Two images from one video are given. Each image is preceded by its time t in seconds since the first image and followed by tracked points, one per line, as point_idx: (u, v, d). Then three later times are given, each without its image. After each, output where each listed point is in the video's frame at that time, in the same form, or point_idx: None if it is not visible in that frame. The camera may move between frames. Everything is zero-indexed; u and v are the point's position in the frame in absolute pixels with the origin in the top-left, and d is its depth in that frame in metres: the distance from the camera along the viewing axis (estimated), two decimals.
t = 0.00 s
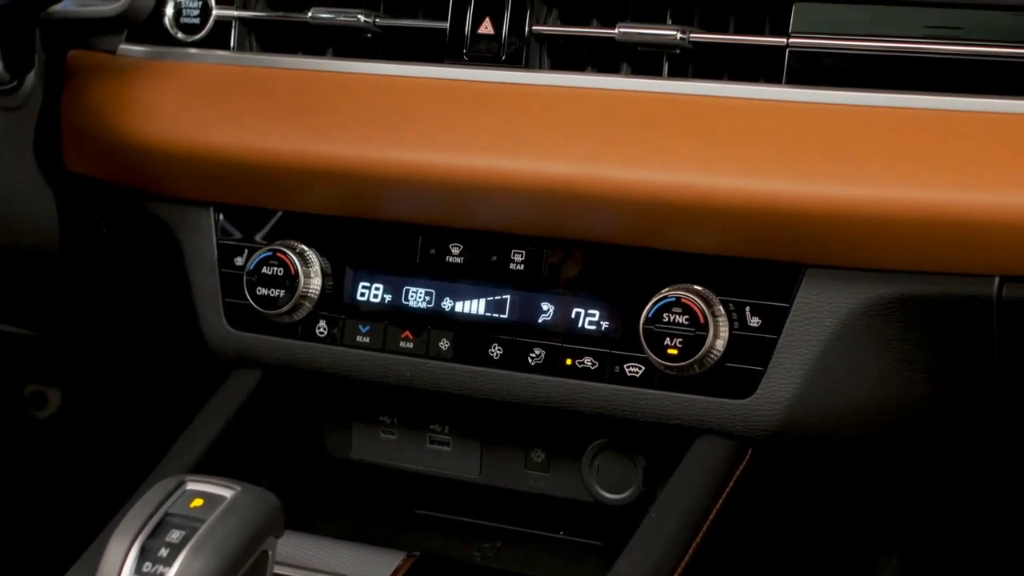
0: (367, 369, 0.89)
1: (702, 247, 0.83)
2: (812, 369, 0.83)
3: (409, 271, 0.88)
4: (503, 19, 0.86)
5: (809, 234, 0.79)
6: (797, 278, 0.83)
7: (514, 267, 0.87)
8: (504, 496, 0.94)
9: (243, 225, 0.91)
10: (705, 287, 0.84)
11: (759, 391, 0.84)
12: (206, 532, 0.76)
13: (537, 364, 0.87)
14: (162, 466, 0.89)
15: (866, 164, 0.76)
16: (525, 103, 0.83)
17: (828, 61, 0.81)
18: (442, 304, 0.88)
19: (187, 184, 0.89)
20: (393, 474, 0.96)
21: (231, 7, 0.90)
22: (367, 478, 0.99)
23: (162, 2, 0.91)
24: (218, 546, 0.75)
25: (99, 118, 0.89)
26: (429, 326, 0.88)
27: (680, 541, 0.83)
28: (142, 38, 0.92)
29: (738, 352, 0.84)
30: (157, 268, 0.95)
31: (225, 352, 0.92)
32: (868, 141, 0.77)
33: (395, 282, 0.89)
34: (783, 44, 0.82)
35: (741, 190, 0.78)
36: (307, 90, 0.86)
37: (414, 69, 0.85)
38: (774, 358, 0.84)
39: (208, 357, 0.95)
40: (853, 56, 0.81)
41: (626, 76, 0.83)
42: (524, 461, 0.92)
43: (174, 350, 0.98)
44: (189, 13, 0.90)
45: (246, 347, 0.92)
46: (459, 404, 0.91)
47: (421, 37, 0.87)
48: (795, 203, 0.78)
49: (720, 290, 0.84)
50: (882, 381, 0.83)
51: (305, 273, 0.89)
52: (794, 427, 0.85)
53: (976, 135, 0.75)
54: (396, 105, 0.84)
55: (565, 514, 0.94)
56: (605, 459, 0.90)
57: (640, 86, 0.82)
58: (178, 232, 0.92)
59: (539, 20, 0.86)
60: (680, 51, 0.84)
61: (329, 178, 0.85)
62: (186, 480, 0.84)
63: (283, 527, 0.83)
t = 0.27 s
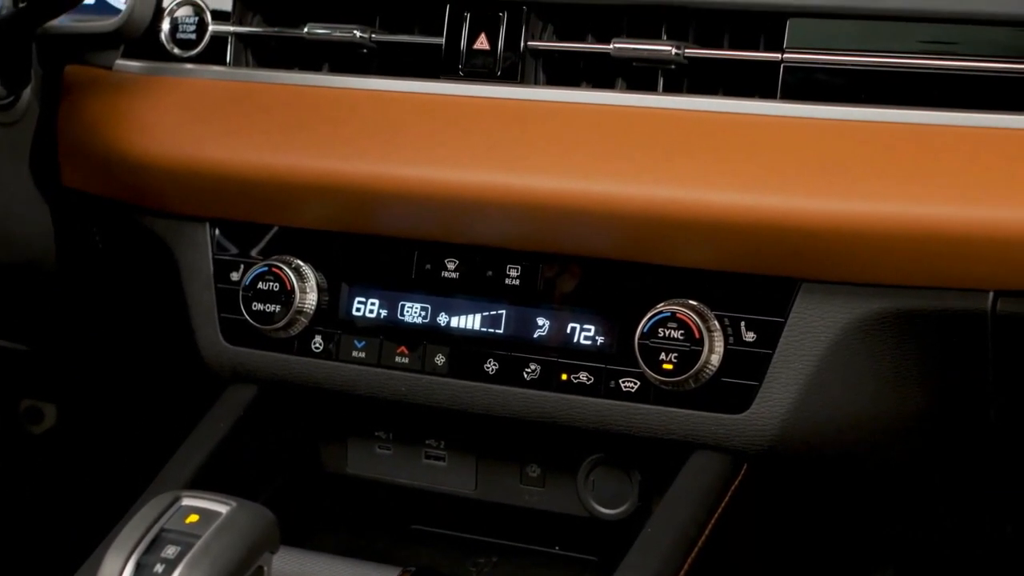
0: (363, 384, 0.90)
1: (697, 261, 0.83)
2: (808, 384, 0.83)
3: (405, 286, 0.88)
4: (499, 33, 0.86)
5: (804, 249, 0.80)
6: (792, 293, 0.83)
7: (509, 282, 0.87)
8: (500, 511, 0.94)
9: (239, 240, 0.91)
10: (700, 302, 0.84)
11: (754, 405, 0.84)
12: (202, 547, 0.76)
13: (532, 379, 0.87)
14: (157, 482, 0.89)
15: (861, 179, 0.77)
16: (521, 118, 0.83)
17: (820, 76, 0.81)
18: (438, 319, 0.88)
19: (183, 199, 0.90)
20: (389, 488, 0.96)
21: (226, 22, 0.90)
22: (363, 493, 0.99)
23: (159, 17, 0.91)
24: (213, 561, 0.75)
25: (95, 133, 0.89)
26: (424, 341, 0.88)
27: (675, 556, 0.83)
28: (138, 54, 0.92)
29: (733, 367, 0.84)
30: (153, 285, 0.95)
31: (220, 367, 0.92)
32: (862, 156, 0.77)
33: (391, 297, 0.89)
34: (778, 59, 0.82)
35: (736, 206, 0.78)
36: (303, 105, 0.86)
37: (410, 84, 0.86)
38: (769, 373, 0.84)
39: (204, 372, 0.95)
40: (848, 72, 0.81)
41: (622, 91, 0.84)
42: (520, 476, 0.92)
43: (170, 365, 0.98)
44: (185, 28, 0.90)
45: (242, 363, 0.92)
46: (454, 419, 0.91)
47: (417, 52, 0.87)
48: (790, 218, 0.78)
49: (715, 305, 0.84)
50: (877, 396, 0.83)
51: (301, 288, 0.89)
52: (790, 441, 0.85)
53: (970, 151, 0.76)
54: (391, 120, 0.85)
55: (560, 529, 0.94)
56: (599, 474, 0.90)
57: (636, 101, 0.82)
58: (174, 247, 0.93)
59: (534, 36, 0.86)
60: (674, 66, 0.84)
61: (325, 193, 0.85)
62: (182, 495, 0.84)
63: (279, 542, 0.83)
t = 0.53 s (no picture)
0: (360, 397, 0.90)
1: (693, 274, 0.83)
2: (804, 397, 0.84)
3: (401, 299, 0.89)
4: (495, 46, 0.86)
5: (800, 262, 0.80)
6: (788, 306, 0.83)
7: (505, 295, 0.87)
8: (497, 524, 0.94)
9: (236, 254, 0.92)
10: (696, 314, 0.85)
11: (750, 418, 0.84)
12: (198, 560, 0.76)
13: (529, 392, 0.87)
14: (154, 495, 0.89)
15: (856, 192, 0.77)
16: (517, 131, 0.83)
17: (814, 89, 0.81)
18: (434, 332, 0.88)
19: (180, 212, 0.90)
20: (386, 500, 0.96)
21: (223, 35, 0.90)
22: (360, 505, 0.99)
23: (155, 31, 0.91)
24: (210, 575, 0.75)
25: (92, 147, 0.89)
26: (421, 354, 0.88)
27: (672, 569, 0.83)
28: (135, 67, 0.92)
29: (729, 380, 0.84)
30: (150, 299, 0.96)
31: (217, 381, 0.92)
32: (858, 169, 0.77)
33: (388, 310, 0.89)
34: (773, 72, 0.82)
35: (731, 219, 0.79)
36: (300, 118, 0.86)
37: (407, 97, 0.86)
38: (765, 385, 0.84)
39: (201, 385, 0.95)
40: (840, 84, 0.81)
41: (618, 104, 0.84)
42: (516, 489, 0.92)
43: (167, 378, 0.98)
44: (182, 42, 0.91)
45: (239, 376, 0.92)
46: (451, 432, 0.91)
47: (413, 65, 0.88)
48: (786, 231, 0.78)
49: (711, 318, 0.85)
50: (873, 409, 0.84)
51: (298, 301, 0.89)
52: (786, 454, 0.85)
53: (965, 165, 0.76)
54: (388, 133, 0.85)
55: (557, 542, 0.94)
56: (596, 488, 0.90)
57: (632, 114, 0.83)
58: (170, 260, 0.93)
59: (530, 49, 0.86)
60: (671, 79, 0.84)
61: (321, 207, 0.85)
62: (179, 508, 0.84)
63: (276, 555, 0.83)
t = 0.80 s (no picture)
0: (356, 410, 0.90)
1: (689, 288, 0.83)
2: (800, 410, 0.84)
3: (398, 312, 0.89)
4: (492, 60, 0.86)
5: (795, 276, 0.80)
6: (785, 319, 0.83)
7: (502, 309, 0.87)
8: (493, 537, 0.94)
9: (232, 267, 0.92)
10: (692, 327, 0.85)
11: (747, 431, 0.84)
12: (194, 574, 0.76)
13: (525, 405, 0.87)
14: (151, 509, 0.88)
15: (852, 205, 0.77)
16: (514, 144, 0.83)
17: (812, 103, 0.82)
18: (431, 345, 0.88)
19: (177, 226, 0.90)
20: (383, 513, 0.96)
21: (220, 49, 0.91)
22: (357, 518, 0.99)
23: (153, 45, 0.91)
24: None
25: (89, 162, 0.89)
26: (418, 367, 0.88)
27: None
28: (132, 80, 0.92)
29: (726, 394, 0.85)
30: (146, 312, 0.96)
31: (214, 394, 0.92)
32: (854, 183, 0.77)
33: (384, 323, 0.89)
34: (769, 85, 0.82)
35: (727, 232, 0.79)
36: (296, 131, 0.87)
37: (403, 110, 0.86)
38: (762, 398, 0.84)
39: (197, 398, 0.95)
40: (838, 98, 0.81)
41: (614, 118, 0.84)
42: (513, 502, 0.92)
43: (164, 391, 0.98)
44: (179, 55, 0.91)
45: (235, 389, 0.92)
46: (448, 445, 0.91)
47: (411, 79, 0.88)
48: (782, 245, 0.78)
49: (708, 331, 0.85)
50: (868, 422, 0.84)
51: (294, 313, 0.89)
52: (783, 467, 0.85)
53: (959, 178, 0.76)
54: (384, 146, 0.85)
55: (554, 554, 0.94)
56: (594, 500, 0.90)
57: (628, 127, 0.83)
58: (167, 274, 0.93)
59: (527, 63, 0.86)
60: (667, 93, 0.84)
61: (318, 220, 0.86)
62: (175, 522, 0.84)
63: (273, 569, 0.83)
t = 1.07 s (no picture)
0: (353, 426, 0.90)
1: (686, 304, 0.83)
2: (796, 426, 0.84)
3: (394, 327, 0.89)
4: (487, 76, 0.86)
5: (791, 292, 0.80)
6: (781, 335, 0.83)
7: (498, 324, 0.87)
8: (491, 552, 0.94)
9: (228, 282, 0.92)
10: (688, 342, 0.85)
11: (743, 447, 0.85)
12: None
13: (521, 420, 0.87)
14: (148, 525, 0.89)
15: (848, 221, 0.77)
16: (509, 160, 0.83)
17: (806, 119, 0.82)
18: (427, 361, 0.88)
19: (173, 241, 0.90)
20: (380, 528, 0.96)
21: (216, 65, 0.91)
22: (355, 533, 0.99)
23: (149, 61, 0.92)
24: None
25: (86, 179, 0.90)
26: (414, 382, 0.89)
27: None
28: (130, 97, 0.93)
29: (722, 409, 0.85)
30: (143, 328, 0.96)
31: (210, 410, 0.93)
32: (848, 199, 0.78)
33: (381, 338, 0.89)
34: (765, 101, 0.82)
35: (723, 246, 0.78)
36: (292, 147, 0.87)
37: (398, 127, 0.87)
38: (757, 414, 0.84)
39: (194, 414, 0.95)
40: (830, 114, 0.81)
41: (610, 135, 0.84)
42: (509, 517, 0.92)
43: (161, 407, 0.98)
44: (175, 72, 0.91)
45: (232, 405, 0.92)
46: (445, 460, 0.91)
47: (406, 95, 0.88)
48: (778, 261, 0.78)
49: (704, 346, 0.85)
50: (863, 438, 0.84)
51: (291, 329, 0.89)
52: (779, 483, 0.85)
53: (953, 195, 0.76)
54: (380, 162, 0.85)
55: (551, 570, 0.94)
56: (590, 515, 0.90)
57: (622, 143, 0.83)
58: (164, 289, 0.93)
59: (522, 79, 0.86)
60: (662, 108, 0.84)
61: (314, 236, 0.85)
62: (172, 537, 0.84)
63: None
